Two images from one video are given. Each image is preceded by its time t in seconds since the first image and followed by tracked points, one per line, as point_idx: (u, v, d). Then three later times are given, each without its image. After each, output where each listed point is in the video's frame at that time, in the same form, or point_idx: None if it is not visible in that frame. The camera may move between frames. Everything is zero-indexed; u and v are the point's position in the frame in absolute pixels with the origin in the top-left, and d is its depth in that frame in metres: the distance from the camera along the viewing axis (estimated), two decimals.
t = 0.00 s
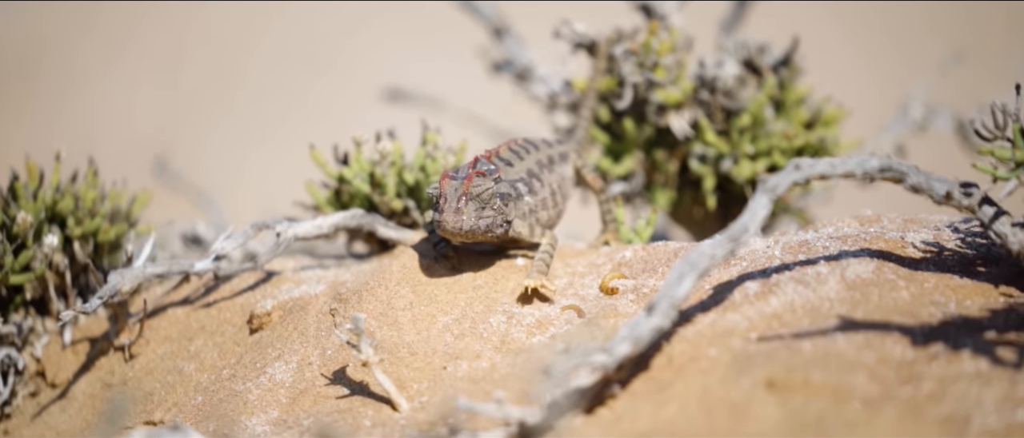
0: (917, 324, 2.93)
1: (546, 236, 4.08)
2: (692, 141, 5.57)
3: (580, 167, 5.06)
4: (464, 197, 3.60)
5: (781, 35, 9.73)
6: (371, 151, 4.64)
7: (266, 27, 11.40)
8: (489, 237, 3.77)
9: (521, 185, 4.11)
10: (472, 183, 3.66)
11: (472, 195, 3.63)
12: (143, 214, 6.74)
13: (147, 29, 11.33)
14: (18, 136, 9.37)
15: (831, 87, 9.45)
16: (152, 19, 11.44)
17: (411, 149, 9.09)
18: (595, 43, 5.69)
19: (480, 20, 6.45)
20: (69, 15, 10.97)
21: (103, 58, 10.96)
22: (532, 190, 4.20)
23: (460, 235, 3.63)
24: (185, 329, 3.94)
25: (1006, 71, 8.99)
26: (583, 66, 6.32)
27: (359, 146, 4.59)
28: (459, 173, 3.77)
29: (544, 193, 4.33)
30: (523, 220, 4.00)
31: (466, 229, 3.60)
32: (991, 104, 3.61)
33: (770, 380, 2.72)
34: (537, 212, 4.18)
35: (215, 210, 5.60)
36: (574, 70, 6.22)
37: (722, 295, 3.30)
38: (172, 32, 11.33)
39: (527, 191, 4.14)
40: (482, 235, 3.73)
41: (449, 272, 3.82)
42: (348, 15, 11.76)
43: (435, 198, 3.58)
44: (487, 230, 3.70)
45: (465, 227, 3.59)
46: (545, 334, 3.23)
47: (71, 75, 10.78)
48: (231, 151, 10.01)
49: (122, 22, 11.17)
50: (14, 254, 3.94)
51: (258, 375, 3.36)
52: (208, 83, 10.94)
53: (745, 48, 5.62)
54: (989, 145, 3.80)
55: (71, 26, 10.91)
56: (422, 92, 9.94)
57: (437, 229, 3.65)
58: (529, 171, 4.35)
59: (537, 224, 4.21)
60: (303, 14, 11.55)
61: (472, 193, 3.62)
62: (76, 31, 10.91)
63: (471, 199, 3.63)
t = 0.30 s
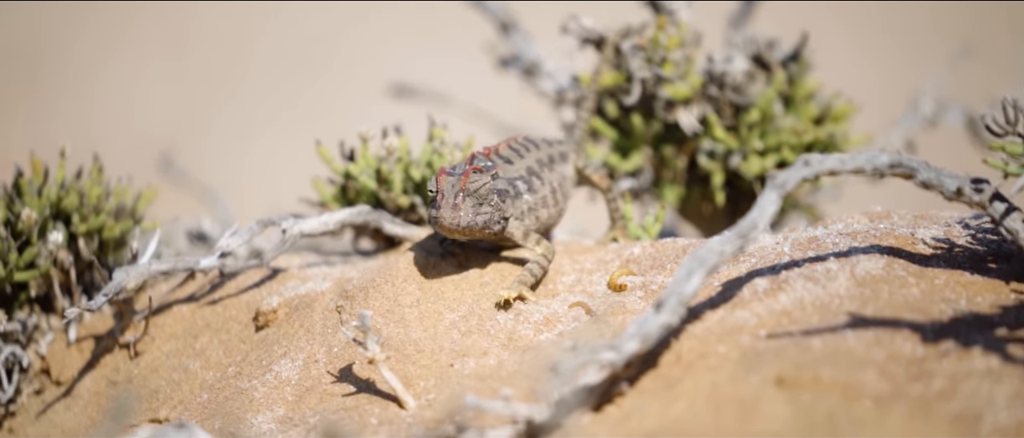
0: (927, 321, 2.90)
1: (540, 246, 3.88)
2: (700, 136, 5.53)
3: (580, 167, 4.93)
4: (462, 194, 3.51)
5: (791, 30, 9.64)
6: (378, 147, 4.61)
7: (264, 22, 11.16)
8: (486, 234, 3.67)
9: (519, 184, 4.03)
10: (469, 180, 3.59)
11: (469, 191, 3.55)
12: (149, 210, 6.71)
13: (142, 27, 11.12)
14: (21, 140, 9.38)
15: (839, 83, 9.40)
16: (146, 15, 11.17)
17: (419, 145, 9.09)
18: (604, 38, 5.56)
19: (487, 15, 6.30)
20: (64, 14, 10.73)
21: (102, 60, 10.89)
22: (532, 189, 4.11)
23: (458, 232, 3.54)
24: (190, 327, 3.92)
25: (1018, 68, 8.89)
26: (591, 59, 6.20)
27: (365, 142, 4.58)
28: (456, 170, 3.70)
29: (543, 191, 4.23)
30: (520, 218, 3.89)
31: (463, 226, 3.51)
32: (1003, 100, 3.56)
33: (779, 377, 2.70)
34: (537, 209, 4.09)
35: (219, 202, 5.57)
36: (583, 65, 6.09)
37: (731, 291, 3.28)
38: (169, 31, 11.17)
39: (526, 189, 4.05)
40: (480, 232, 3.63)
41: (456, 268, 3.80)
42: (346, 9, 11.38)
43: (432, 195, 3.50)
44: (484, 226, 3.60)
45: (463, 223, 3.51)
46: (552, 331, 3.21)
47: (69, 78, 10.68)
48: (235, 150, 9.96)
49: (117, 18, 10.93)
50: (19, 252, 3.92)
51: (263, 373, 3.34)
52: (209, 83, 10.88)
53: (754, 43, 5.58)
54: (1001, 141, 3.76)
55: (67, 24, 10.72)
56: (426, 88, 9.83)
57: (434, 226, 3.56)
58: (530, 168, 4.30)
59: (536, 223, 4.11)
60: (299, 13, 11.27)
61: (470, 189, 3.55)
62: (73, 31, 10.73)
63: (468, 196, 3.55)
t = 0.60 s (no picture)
0: (944, 317, 2.88)
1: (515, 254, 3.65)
2: (715, 131, 5.49)
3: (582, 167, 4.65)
4: (448, 193, 3.42)
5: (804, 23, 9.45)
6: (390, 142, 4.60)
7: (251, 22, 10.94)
8: (475, 234, 3.59)
9: (516, 181, 3.85)
10: (456, 178, 3.50)
11: (456, 191, 3.46)
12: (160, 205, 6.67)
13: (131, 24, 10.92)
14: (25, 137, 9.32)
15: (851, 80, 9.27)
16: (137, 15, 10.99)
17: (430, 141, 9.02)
18: (617, 32, 5.57)
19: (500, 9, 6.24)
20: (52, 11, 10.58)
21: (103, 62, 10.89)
22: (531, 186, 3.91)
23: (445, 232, 3.45)
24: (201, 323, 3.90)
25: None
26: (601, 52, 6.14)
27: (377, 137, 4.57)
28: (444, 168, 3.61)
29: (545, 188, 4.00)
30: (512, 218, 3.75)
31: (450, 226, 3.41)
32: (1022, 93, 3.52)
33: (794, 373, 2.68)
34: (536, 207, 3.89)
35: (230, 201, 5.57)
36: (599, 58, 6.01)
37: (746, 287, 3.26)
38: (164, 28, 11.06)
39: (523, 187, 3.86)
40: (468, 232, 3.54)
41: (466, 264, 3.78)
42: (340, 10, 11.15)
43: (418, 193, 3.41)
44: (472, 226, 3.51)
45: (449, 223, 3.41)
46: (565, 327, 3.19)
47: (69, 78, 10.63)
48: (241, 146, 9.91)
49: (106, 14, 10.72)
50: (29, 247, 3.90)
51: (275, 369, 3.32)
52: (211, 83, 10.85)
53: (768, 37, 5.51)
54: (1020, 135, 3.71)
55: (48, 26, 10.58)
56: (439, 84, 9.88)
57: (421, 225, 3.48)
58: (532, 165, 4.09)
59: (535, 221, 3.93)
60: (291, 13, 10.89)
61: (456, 189, 3.45)
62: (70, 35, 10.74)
63: (456, 195, 3.46)
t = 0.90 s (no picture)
0: (966, 312, 2.85)
1: (505, 254, 3.57)
2: (734, 125, 5.27)
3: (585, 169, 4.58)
4: (428, 194, 3.38)
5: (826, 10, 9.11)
6: (408, 137, 4.62)
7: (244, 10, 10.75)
8: (461, 235, 3.50)
9: (512, 178, 3.76)
10: (438, 179, 3.45)
11: (437, 191, 3.42)
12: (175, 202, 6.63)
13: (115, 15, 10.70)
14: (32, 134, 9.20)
15: (874, 67, 8.88)
16: (112, 14, 10.78)
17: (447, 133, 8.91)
18: (637, 26, 5.44)
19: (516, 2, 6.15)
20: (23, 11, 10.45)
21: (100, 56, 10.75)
22: (528, 183, 3.81)
23: (426, 234, 3.40)
24: (217, 318, 3.88)
25: None
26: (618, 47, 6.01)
27: (393, 131, 4.53)
28: (428, 170, 3.58)
29: (547, 184, 3.88)
30: (506, 216, 3.67)
31: (429, 227, 3.35)
32: None
33: (814, 368, 2.65)
34: (536, 203, 3.79)
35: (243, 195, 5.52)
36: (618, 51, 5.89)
37: (766, 282, 3.24)
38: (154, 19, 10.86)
39: (520, 184, 3.77)
40: (452, 234, 3.46)
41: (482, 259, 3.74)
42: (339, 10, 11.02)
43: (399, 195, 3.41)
44: (455, 227, 3.43)
45: (429, 224, 3.36)
46: (585, 322, 3.17)
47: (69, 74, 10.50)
48: (250, 137, 9.84)
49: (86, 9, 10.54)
50: (45, 242, 3.88)
51: (292, 365, 3.31)
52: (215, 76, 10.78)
53: (788, 31, 5.34)
54: None
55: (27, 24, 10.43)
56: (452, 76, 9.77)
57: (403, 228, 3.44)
58: (531, 161, 3.98)
59: (537, 219, 3.82)
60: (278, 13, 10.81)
61: (436, 189, 3.41)
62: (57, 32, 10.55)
63: (436, 196, 3.41)
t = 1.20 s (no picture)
0: (990, 307, 2.82)
1: (521, 250, 3.49)
2: (757, 119, 5.14)
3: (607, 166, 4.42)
4: (430, 195, 3.33)
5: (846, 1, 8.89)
6: (429, 131, 4.71)
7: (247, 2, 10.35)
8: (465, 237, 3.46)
9: (524, 177, 3.71)
10: (440, 180, 3.39)
11: (439, 192, 3.36)
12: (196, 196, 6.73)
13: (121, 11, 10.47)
14: (48, 133, 9.41)
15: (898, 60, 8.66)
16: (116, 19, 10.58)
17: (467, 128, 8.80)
18: (658, 19, 5.32)
19: None
20: (24, 9, 10.69)
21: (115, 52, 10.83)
22: (542, 182, 3.74)
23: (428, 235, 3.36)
24: (237, 314, 3.86)
25: None
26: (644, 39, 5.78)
27: (414, 125, 4.65)
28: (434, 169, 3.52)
29: (562, 182, 3.82)
30: (517, 216, 3.61)
31: (430, 230, 3.31)
32: None
33: (838, 364, 2.64)
34: (550, 203, 3.73)
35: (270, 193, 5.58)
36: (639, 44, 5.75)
37: (789, 277, 3.22)
38: (166, 12, 10.75)
39: (533, 183, 3.71)
40: (454, 236, 3.41)
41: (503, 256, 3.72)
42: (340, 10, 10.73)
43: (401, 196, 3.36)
44: (456, 229, 3.38)
45: (429, 226, 3.31)
46: (606, 318, 3.15)
47: (87, 75, 10.70)
48: (268, 129, 9.88)
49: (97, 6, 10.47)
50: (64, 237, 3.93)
51: (311, 361, 3.30)
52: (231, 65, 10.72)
53: (811, 24, 5.19)
54: None
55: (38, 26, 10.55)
56: (473, 69, 9.26)
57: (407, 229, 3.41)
58: (547, 159, 3.90)
59: (552, 217, 3.76)
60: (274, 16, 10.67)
61: (439, 190, 3.35)
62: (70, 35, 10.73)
63: (438, 197, 3.36)
